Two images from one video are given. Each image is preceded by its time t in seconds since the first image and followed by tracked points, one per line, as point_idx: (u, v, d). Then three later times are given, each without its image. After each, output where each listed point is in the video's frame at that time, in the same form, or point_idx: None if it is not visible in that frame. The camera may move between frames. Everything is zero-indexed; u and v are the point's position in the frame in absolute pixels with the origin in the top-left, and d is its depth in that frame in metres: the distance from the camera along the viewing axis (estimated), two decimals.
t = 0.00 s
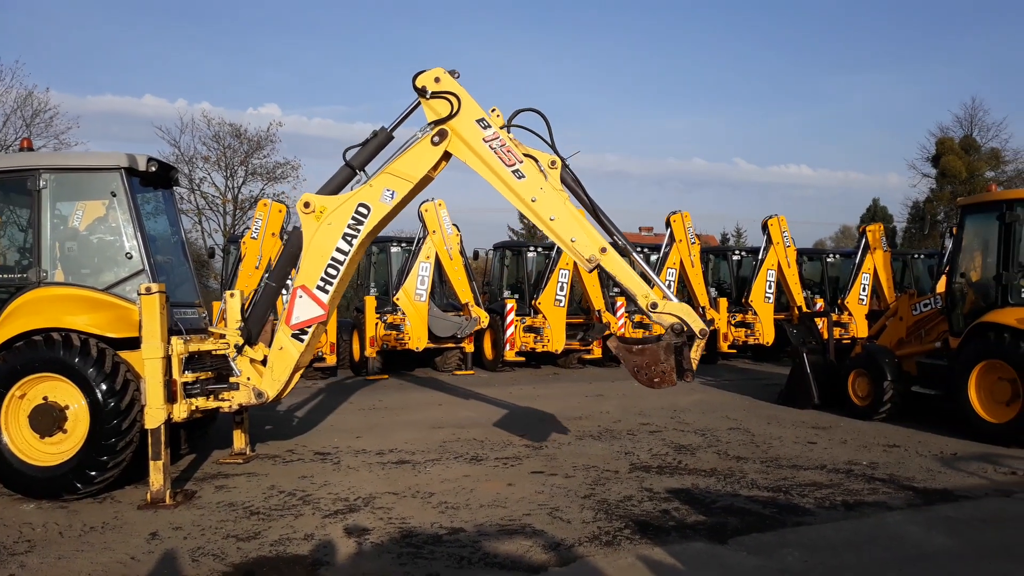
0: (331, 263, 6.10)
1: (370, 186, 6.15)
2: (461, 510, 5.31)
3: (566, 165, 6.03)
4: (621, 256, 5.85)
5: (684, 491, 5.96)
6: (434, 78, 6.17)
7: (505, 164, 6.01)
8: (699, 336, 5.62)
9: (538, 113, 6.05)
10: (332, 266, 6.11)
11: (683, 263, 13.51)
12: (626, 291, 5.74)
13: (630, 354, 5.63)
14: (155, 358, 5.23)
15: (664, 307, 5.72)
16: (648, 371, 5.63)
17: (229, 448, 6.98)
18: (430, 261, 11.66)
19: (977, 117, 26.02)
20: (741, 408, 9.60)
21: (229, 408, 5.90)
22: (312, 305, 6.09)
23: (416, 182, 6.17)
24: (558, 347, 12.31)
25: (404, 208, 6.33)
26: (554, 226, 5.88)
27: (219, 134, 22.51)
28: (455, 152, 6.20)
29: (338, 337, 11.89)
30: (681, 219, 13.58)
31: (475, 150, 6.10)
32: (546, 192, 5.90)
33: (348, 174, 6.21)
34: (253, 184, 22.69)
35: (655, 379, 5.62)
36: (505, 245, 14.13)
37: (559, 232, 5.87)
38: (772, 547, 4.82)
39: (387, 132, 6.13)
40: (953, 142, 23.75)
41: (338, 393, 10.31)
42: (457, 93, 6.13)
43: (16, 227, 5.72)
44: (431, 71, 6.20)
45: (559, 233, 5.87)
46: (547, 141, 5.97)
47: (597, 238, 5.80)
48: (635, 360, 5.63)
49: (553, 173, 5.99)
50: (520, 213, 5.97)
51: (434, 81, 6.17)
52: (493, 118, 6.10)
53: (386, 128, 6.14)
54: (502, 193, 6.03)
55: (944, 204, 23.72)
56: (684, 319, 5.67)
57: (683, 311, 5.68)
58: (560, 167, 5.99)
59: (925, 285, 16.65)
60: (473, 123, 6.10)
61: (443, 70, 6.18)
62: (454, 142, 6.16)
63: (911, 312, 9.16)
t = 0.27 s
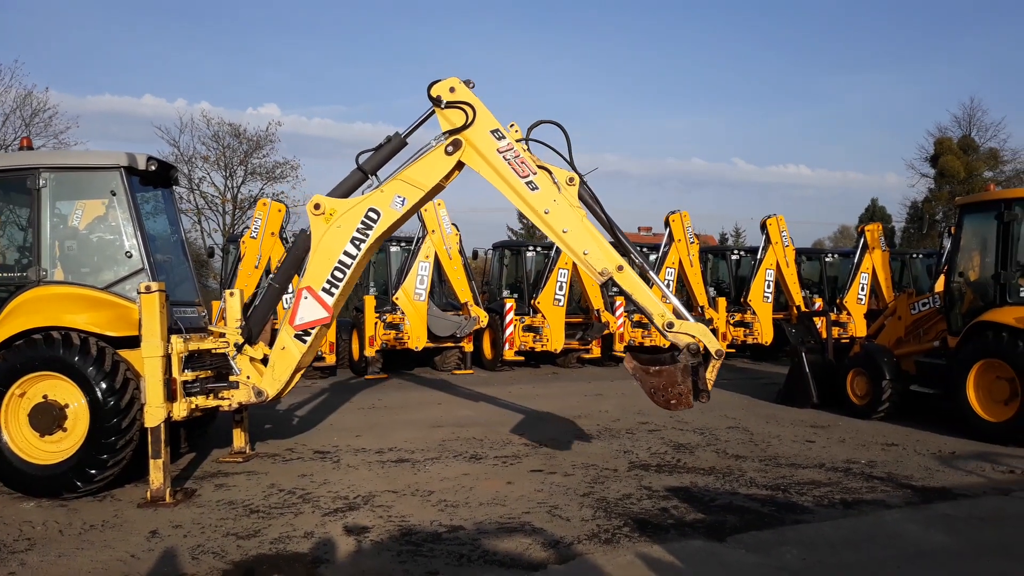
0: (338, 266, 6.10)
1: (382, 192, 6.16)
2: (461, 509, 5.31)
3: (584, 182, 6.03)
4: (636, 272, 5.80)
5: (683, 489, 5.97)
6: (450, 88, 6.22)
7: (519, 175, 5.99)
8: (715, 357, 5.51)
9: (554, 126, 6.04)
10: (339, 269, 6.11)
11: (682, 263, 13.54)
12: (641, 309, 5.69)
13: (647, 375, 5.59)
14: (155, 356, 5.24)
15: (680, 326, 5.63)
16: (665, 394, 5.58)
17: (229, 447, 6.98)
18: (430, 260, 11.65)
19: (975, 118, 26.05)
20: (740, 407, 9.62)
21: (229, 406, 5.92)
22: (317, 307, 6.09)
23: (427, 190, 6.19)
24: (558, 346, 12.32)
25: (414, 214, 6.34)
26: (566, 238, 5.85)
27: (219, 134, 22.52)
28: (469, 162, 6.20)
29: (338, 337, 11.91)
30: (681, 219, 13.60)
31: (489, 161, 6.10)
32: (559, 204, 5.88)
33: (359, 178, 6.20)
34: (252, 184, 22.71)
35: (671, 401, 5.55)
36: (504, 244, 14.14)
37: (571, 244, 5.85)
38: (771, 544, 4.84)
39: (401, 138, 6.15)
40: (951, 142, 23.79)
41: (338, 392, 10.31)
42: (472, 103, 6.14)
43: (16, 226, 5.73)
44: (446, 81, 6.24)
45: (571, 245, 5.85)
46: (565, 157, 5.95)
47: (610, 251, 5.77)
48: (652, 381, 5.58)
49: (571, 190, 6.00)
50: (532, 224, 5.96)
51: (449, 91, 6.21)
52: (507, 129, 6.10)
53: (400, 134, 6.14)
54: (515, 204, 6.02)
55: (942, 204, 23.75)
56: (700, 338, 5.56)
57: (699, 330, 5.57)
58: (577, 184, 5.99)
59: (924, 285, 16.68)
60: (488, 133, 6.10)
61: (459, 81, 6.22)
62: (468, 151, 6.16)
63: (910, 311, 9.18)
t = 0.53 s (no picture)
0: (344, 268, 6.10)
1: (392, 198, 6.15)
2: (460, 506, 5.32)
3: (600, 199, 6.01)
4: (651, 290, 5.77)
5: (682, 487, 5.98)
6: (464, 97, 6.14)
7: (532, 186, 5.93)
8: (729, 377, 5.46)
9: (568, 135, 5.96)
10: (345, 271, 6.10)
11: (681, 261, 13.54)
12: (657, 327, 5.66)
13: (663, 397, 5.43)
14: (155, 354, 5.25)
15: (696, 346, 5.57)
16: (681, 415, 5.42)
17: (229, 445, 6.99)
18: (429, 259, 11.64)
19: (975, 117, 26.05)
20: (739, 405, 9.62)
21: (229, 405, 5.91)
22: (321, 308, 6.09)
23: (438, 198, 6.17)
24: (558, 345, 12.33)
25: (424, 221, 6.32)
26: (579, 250, 5.81)
27: (218, 133, 22.53)
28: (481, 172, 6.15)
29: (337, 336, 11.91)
30: (681, 217, 13.61)
31: (502, 171, 6.05)
32: (572, 216, 5.84)
33: (370, 182, 6.21)
34: (252, 183, 22.71)
35: (687, 422, 5.40)
36: (504, 243, 14.15)
37: (584, 256, 5.81)
38: (770, 541, 4.84)
39: (414, 143, 6.13)
40: (951, 141, 23.80)
41: (337, 391, 10.31)
42: (487, 113, 6.08)
43: (16, 225, 5.73)
44: (461, 90, 6.17)
45: (583, 257, 5.81)
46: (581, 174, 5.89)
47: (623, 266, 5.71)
48: (668, 403, 5.42)
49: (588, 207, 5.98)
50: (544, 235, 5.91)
51: (463, 100, 6.14)
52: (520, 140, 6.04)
53: (413, 140, 6.14)
54: (527, 215, 5.97)
55: (942, 203, 23.75)
56: (716, 358, 5.53)
57: (715, 350, 5.54)
58: (594, 201, 5.98)
59: (924, 284, 16.69)
60: (502, 144, 6.05)
61: (473, 90, 6.14)
62: (481, 161, 6.10)
63: (909, 310, 9.17)
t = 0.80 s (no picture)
0: (350, 268, 6.09)
1: (401, 200, 6.13)
2: (460, 502, 5.33)
3: (616, 212, 6.04)
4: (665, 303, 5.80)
5: (682, 482, 5.99)
6: (474, 103, 6.14)
7: (542, 193, 5.96)
8: (744, 393, 5.51)
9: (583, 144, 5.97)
10: (350, 271, 6.10)
11: (682, 258, 13.53)
12: (672, 340, 5.67)
13: (679, 412, 5.50)
14: (155, 350, 5.25)
15: (711, 359, 5.60)
16: (696, 430, 5.50)
17: (229, 442, 7.00)
18: (429, 257, 11.62)
19: (976, 114, 26.04)
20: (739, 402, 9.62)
21: (229, 400, 5.95)
22: (324, 307, 6.08)
23: (447, 203, 6.14)
24: (558, 342, 12.34)
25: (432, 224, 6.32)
26: (589, 257, 5.84)
27: (218, 131, 22.54)
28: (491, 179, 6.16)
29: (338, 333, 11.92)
30: (681, 215, 13.62)
31: (513, 178, 6.06)
32: (582, 223, 5.86)
33: (378, 183, 6.20)
34: (252, 181, 22.73)
35: (703, 437, 5.48)
36: (504, 240, 14.15)
37: (594, 263, 5.84)
38: (769, 537, 4.84)
39: (424, 146, 6.14)
40: (952, 138, 23.77)
41: (337, 388, 10.32)
42: (497, 119, 6.09)
43: (15, 221, 5.73)
44: (471, 96, 6.17)
45: (593, 264, 5.84)
46: (595, 186, 5.96)
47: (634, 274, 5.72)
48: (684, 418, 5.50)
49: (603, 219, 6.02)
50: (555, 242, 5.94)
51: (473, 106, 6.14)
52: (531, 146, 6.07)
53: (424, 143, 6.14)
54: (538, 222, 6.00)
55: (943, 200, 23.75)
56: (731, 372, 5.55)
57: (730, 364, 5.58)
58: (609, 214, 6.01)
59: (924, 281, 16.69)
60: (512, 150, 6.07)
61: (484, 95, 6.14)
62: (491, 168, 6.13)
63: (909, 307, 9.17)
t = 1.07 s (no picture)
0: (351, 264, 6.07)
1: (405, 196, 6.13)
2: (459, 494, 5.33)
3: (627, 214, 5.99)
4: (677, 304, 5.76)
5: (681, 475, 5.98)
6: (479, 101, 6.09)
7: (548, 191, 5.96)
8: (759, 395, 5.47)
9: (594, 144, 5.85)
10: (352, 267, 6.07)
11: (682, 252, 13.50)
12: (685, 343, 5.64)
13: (695, 415, 5.41)
14: (153, 343, 5.25)
15: (724, 361, 5.58)
16: (712, 434, 5.41)
17: (228, 435, 6.99)
18: (429, 250, 11.63)
19: (977, 107, 25.98)
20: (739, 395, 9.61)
21: (228, 392, 5.91)
22: (325, 302, 6.07)
23: (451, 201, 6.14)
24: (558, 336, 12.34)
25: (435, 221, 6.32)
26: (596, 255, 5.82)
27: (218, 124, 22.50)
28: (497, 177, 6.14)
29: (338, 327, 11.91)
30: (681, 208, 13.61)
31: (519, 176, 6.04)
32: (589, 220, 5.85)
33: (382, 178, 6.18)
34: (252, 175, 22.70)
35: (720, 441, 5.38)
36: (503, 234, 14.14)
37: (601, 261, 5.82)
38: (769, 529, 4.84)
39: (430, 143, 6.10)
40: (953, 132, 23.71)
41: (337, 382, 10.32)
42: (502, 117, 6.06)
43: (13, 215, 5.73)
44: (476, 94, 6.12)
45: (601, 262, 5.82)
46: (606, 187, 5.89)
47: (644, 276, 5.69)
48: (700, 422, 5.41)
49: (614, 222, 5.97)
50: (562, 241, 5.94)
51: (479, 104, 6.09)
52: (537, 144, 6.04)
53: (429, 139, 6.10)
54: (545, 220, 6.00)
55: (944, 194, 23.70)
56: (745, 374, 5.53)
57: (744, 365, 5.56)
58: (620, 216, 5.97)
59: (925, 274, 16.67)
60: (518, 148, 6.04)
61: (488, 94, 6.11)
62: (497, 166, 6.11)
63: (910, 300, 9.16)
